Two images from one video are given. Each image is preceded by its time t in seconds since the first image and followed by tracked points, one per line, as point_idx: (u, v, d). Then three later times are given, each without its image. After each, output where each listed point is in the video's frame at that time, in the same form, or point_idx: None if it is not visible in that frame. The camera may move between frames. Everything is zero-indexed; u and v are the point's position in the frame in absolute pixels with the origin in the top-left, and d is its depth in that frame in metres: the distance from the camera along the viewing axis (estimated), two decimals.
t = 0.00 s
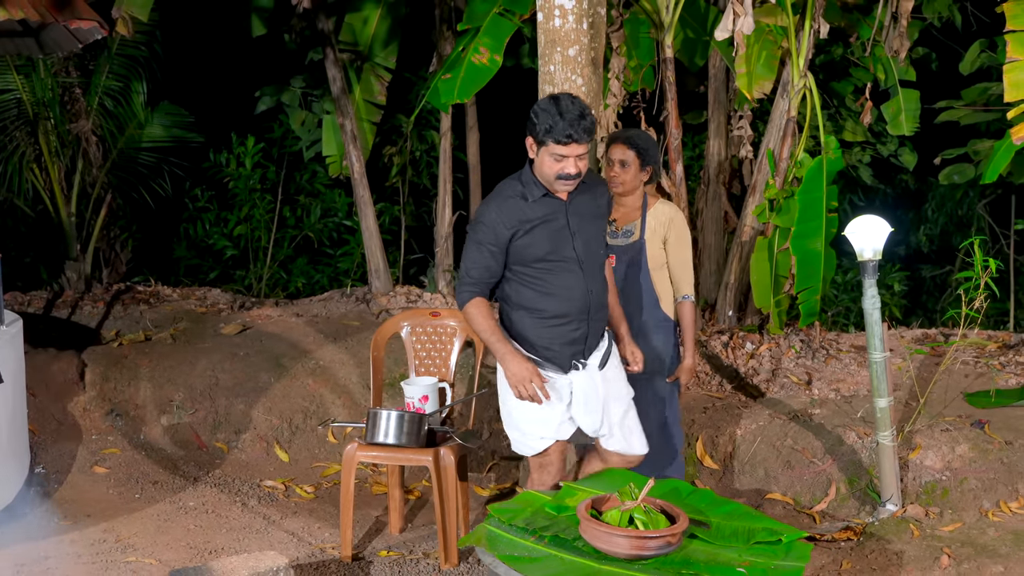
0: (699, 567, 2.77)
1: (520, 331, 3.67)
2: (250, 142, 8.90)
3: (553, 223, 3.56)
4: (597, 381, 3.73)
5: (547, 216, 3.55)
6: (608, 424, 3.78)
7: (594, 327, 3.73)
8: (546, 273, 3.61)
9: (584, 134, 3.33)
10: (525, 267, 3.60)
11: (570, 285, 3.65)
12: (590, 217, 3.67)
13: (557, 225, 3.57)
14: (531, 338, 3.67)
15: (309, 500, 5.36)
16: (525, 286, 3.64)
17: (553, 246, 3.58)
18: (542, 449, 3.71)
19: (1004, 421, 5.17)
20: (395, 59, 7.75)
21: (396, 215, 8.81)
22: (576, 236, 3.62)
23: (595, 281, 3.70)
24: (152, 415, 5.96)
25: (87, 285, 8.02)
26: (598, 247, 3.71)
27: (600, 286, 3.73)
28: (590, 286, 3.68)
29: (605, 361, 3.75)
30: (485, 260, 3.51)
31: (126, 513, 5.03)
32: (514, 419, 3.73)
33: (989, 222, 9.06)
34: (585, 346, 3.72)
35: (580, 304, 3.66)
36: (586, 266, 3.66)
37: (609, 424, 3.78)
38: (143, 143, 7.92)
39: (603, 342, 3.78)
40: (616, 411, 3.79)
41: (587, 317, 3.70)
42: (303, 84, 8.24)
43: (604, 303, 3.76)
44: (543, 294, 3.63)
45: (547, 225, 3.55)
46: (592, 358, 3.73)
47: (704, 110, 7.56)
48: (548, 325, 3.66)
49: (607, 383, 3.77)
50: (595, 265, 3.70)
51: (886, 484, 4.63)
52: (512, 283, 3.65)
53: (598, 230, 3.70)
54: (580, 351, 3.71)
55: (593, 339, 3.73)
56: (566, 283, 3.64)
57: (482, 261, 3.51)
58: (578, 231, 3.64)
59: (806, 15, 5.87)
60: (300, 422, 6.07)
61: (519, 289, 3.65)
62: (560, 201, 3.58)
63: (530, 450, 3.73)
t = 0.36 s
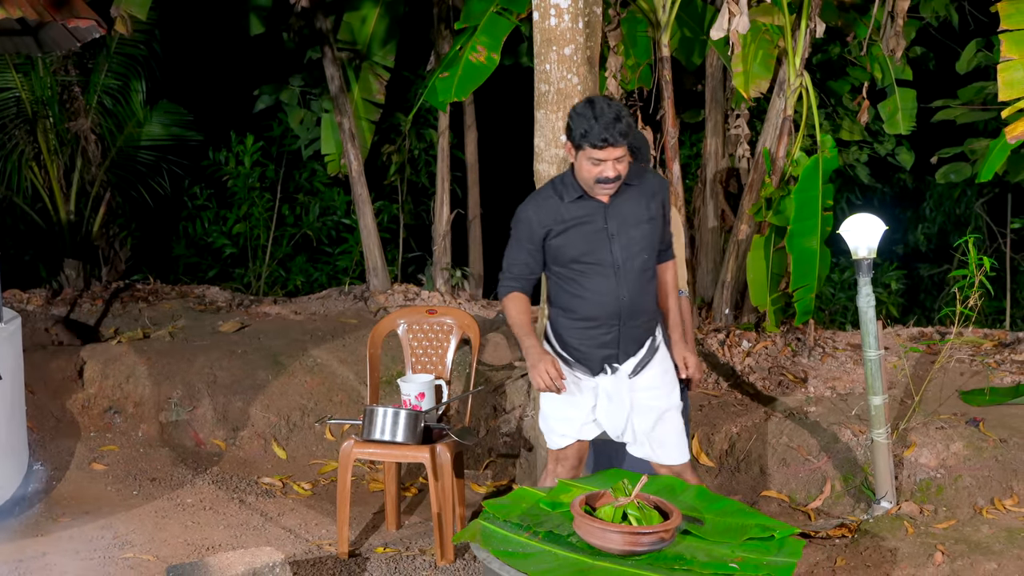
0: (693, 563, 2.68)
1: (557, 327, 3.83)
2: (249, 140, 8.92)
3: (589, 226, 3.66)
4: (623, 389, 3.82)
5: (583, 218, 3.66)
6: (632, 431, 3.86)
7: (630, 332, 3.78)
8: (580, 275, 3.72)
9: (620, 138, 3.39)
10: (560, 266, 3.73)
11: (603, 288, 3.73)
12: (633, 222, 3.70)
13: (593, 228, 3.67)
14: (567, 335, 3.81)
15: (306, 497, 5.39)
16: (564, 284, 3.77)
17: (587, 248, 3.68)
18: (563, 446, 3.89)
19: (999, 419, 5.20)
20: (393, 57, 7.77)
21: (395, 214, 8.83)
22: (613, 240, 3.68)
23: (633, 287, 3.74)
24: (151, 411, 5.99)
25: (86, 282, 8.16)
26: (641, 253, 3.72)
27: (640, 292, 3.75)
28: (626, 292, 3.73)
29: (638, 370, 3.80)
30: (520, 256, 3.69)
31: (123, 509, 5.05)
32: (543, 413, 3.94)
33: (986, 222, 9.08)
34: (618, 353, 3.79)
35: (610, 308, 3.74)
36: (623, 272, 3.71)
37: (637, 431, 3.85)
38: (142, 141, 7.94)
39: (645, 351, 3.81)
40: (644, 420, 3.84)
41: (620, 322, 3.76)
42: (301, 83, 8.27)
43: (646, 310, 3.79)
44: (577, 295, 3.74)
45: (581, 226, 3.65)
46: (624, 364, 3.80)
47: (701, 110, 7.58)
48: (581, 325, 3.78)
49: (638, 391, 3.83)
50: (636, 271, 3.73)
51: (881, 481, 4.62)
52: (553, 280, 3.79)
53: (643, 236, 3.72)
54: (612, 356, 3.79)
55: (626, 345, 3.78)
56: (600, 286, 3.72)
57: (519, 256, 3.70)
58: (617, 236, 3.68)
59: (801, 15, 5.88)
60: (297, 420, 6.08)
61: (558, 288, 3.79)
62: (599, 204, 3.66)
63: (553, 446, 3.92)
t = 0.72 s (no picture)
0: (690, 559, 2.69)
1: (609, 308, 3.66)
2: (249, 139, 8.94)
3: (663, 220, 3.46)
4: (658, 385, 3.54)
5: (660, 210, 3.47)
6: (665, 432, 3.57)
7: (678, 335, 3.53)
8: (642, 265, 3.53)
9: (703, 140, 3.18)
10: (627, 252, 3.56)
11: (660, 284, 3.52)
12: (710, 230, 3.45)
13: (667, 222, 3.46)
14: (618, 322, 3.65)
15: (305, 494, 5.40)
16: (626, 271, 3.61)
17: (654, 242, 3.48)
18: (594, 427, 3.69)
19: (996, 418, 5.22)
20: (393, 57, 7.79)
21: (395, 213, 8.84)
22: (681, 241, 3.46)
23: (691, 292, 3.50)
24: (150, 410, 6.02)
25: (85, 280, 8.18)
26: (709, 262, 3.47)
27: (698, 300, 3.50)
28: (680, 293, 3.50)
29: (676, 369, 3.52)
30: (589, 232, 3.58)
31: (123, 507, 5.07)
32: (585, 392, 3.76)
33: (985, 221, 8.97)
34: (664, 351, 3.55)
35: (661, 306, 3.52)
36: (682, 272, 3.48)
37: (669, 431, 3.55)
38: (142, 140, 7.97)
39: (694, 352, 3.54)
40: (679, 421, 3.54)
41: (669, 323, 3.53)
42: (301, 82, 8.28)
43: (702, 318, 3.53)
44: (634, 284, 3.56)
45: (654, 217, 3.46)
46: (668, 362, 3.54)
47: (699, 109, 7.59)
48: (630, 314, 3.60)
49: (674, 391, 3.53)
50: (698, 277, 3.49)
51: (878, 479, 4.65)
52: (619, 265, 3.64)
53: (717, 244, 3.46)
54: (656, 353, 3.56)
55: (675, 347, 3.54)
56: (656, 280, 3.51)
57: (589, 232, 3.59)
58: (687, 237, 3.46)
59: (799, 15, 5.89)
60: (297, 418, 6.09)
61: (623, 274, 3.63)
62: (679, 202, 3.45)
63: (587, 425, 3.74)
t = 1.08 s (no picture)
0: (689, 558, 2.69)
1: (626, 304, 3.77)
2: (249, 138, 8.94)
3: (666, 209, 3.56)
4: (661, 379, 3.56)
5: (663, 200, 3.57)
6: (668, 428, 3.57)
7: (676, 326, 3.54)
8: (646, 255, 3.62)
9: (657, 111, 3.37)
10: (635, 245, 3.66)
11: (660, 273, 3.57)
12: (709, 219, 3.47)
13: (669, 212, 3.55)
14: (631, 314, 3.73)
15: (306, 493, 5.41)
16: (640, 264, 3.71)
17: (656, 230, 3.58)
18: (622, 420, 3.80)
19: (996, 417, 5.22)
20: (393, 56, 7.79)
21: (395, 212, 8.85)
22: (679, 229, 3.52)
23: (689, 282, 3.51)
24: (151, 409, 6.04)
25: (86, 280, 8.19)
26: (708, 253, 3.49)
27: (698, 291, 3.50)
28: (676, 281, 3.53)
29: (676, 364, 3.52)
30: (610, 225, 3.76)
31: (122, 506, 5.07)
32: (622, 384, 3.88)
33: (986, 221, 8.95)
34: (668, 343, 3.56)
35: (658, 293, 3.57)
36: (678, 260, 3.52)
37: (671, 427, 3.55)
38: (142, 139, 7.98)
39: (698, 347, 3.51)
40: (681, 418, 3.53)
41: (670, 314, 3.55)
42: (301, 81, 8.30)
43: (698, 311, 3.51)
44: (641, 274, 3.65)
45: (657, 206, 3.57)
46: (672, 357, 3.55)
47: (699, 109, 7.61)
48: (637, 305, 3.67)
49: (675, 386, 3.53)
50: (694, 266, 3.50)
51: (877, 478, 4.66)
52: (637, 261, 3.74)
53: (714, 235, 3.47)
54: (661, 346, 3.58)
55: (678, 339, 3.53)
56: (656, 268, 3.58)
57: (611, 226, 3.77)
58: (685, 225, 3.51)
59: (800, 14, 5.89)
60: (297, 417, 6.10)
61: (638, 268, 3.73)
62: (682, 192, 3.53)
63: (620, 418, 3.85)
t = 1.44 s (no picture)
0: (692, 557, 2.69)
1: (639, 312, 3.88)
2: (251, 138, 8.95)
3: (656, 208, 3.62)
4: (648, 377, 3.59)
5: (656, 201, 3.63)
6: (657, 423, 3.60)
7: (666, 323, 3.57)
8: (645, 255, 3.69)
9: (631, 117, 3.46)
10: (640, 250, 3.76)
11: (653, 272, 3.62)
12: (687, 215, 3.48)
13: (657, 213, 3.61)
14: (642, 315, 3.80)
15: (308, 493, 5.42)
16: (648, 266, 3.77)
17: (650, 230, 3.64)
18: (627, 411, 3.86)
19: (998, 417, 5.23)
20: (395, 57, 7.80)
21: (396, 212, 8.86)
22: (663, 227, 3.56)
23: (673, 279, 3.53)
24: (153, 409, 6.05)
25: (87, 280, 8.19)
26: (689, 248, 3.49)
27: (681, 287, 3.51)
28: (663, 279, 3.56)
29: (662, 361, 3.52)
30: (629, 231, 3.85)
31: (125, 505, 5.08)
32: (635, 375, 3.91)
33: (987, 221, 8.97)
34: (658, 341, 3.60)
35: (650, 291, 3.62)
36: (663, 257, 3.56)
37: (657, 424, 3.59)
38: (145, 139, 8.01)
39: (685, 345, 3.50)
40: (666, 417, 3.55)
41: (659, 313, 3.59)
42: (303, 82, 8.31)
43: (685, 306, 3.52)
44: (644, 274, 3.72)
45: (651, 207, 3.64)
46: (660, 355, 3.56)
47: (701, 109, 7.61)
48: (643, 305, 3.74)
49: (660, 385, 3.54)
50: (676, 262, 3.52)
51: (879, 478, 4.66)
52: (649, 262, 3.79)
53: (692, 230, 3.47)
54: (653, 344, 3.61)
55: (668, 336, 3.56)
56: (650, 268, 3.64)
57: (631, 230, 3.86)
58: (669, 223, 3.54)
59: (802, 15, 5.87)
60: (299, 417, 6.11)
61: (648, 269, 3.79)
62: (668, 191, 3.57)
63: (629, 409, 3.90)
